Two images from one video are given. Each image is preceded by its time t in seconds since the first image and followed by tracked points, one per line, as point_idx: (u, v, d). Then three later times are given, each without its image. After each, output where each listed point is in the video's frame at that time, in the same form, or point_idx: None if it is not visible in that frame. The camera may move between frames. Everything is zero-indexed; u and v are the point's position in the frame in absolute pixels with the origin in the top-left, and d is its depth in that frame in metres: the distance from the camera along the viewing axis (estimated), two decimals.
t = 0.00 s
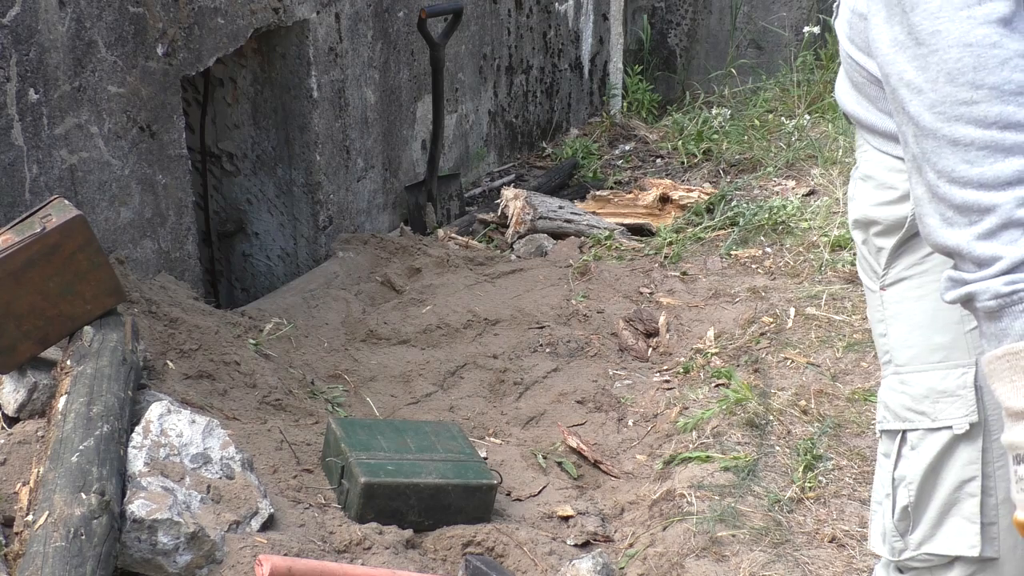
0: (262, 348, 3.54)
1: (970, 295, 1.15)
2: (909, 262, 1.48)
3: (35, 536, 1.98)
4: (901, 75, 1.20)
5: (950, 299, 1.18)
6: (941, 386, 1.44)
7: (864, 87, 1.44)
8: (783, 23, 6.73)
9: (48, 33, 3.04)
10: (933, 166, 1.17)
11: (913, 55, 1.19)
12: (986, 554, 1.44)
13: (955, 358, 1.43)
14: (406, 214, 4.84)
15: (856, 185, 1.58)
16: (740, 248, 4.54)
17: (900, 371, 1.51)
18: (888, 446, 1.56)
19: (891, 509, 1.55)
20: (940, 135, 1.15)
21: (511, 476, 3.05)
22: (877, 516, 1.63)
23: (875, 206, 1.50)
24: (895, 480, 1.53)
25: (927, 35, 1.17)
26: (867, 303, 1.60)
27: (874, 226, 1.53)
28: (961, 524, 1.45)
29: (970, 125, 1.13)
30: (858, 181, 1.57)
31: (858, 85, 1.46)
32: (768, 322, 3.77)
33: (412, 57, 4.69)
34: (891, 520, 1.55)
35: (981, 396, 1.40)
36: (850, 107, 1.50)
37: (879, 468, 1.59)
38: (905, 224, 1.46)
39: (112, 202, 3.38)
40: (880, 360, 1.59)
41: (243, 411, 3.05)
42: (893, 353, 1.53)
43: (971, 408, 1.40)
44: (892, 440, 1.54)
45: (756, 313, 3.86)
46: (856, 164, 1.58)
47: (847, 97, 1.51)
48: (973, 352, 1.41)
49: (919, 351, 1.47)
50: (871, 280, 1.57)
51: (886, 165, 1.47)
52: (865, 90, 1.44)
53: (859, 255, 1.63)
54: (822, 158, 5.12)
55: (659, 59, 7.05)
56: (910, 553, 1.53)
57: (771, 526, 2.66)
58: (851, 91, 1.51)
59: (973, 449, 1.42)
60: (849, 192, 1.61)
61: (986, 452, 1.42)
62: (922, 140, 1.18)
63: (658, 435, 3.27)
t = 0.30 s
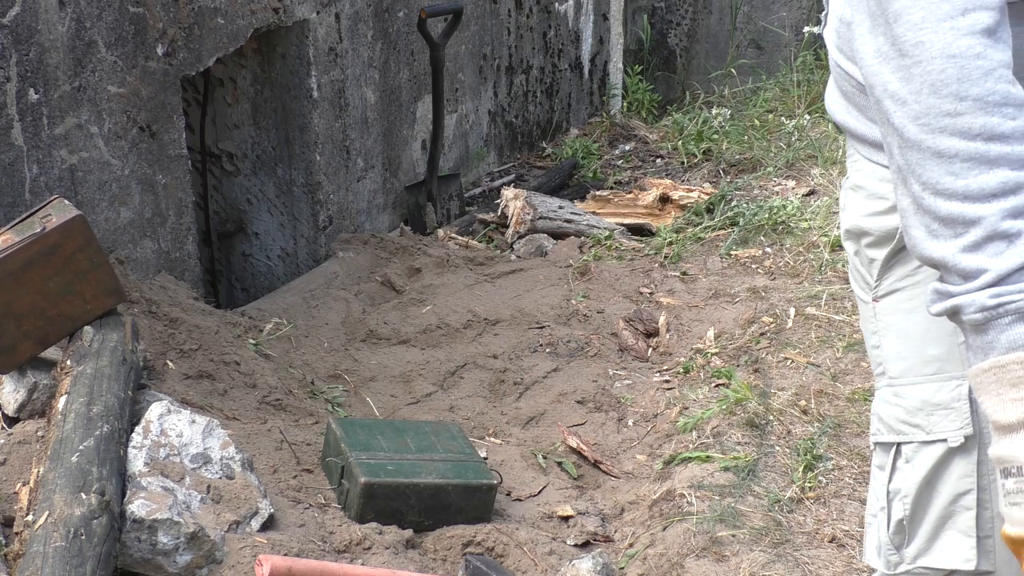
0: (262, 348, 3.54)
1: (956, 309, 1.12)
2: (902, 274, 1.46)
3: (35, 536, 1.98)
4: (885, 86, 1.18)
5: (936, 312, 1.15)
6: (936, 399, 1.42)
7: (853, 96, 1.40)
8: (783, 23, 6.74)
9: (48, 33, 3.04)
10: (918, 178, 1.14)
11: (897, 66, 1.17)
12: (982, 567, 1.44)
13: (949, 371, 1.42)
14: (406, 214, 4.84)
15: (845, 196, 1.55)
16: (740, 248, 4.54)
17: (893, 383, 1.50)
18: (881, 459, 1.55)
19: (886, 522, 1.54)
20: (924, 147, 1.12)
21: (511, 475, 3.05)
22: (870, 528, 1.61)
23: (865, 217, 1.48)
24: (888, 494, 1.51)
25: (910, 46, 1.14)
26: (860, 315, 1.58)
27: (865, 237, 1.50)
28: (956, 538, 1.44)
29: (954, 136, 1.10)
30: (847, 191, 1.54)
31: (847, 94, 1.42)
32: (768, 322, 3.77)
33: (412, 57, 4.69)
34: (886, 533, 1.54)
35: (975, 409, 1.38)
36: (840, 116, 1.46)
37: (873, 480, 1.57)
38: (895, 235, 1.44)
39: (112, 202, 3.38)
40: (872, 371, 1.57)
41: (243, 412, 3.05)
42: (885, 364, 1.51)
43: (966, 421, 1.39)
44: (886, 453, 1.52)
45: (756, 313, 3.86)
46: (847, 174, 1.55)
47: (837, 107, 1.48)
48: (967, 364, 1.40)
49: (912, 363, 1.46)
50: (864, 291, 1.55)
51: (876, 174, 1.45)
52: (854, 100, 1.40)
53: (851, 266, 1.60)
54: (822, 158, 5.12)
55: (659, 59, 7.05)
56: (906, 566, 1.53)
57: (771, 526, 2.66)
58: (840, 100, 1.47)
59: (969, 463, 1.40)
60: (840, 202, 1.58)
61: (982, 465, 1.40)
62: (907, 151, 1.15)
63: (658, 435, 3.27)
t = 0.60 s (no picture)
0: (262, 348, 3.54)
1: (928, 314, 1.20)
2: (860, 287, 1.46)
3: (35, 536, 1.98)
4: (851, 89, 1.22)
5: (909, 318, 1.22)
6: (897, 415, 1.44)
7: (810, 98, 1.42)
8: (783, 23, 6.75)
9: (48, 33, 3.04)
10: (886, 183, 1.19)
11: (860, 69, 1.21)
12: None
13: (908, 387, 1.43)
14: (406, 214, 4.84)
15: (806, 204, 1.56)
16: (740, 248, 4.54)
17: (856, 397, 1.51)
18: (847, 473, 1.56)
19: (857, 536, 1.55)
20: (893, 151, 1.17)
21: (511, 476, 3.05)
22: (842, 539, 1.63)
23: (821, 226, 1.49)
24: (859, 509, 1.53)
25: (876, 49, 1.18)
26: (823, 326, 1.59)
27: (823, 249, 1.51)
28: (925, 550, 1.46)
29: (922, 141, 1.15)
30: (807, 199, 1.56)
31: (804, 96, 1.43)
32: (768, 322, 3.77)
33: (412, 57, 4.69)
34: (858, 546, 1.56)
35: (935, 425, 1.41)
36: (795, 120, 1.48)
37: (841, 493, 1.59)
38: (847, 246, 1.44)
39: (112, 202, 3.38)
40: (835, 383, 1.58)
41: (243, 412, 3.05)
42: (848, 378, 1.52)
43: (926, 437, 1.41)
44: (852, 468, 1.54)
45: (756, 313, 3.86)
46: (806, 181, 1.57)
47: (794, 109, 1.49)
48: (926, 379, 1.42)
49: (873, 378, 1.47)
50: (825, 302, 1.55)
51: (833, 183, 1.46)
52: (811, 101, 1.42)
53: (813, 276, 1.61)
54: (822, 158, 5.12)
55: (659, 59, 7.04)
56: None
57: (771, 526, 2.66)
58: (797, 103, 1.49)
59: (932, 478, 1.43)
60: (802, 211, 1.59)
61: (946, 478, 1.42)
62: (874, 155, 1.20)
63: (658, 435, 3.28)
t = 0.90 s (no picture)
0: (262, 348, 3.54)
1: (893, 296, 1.09)
2: (816, 279, 1.37)
3: (35, 536, 1.98)
4: (815, 62, 1.13)
5: (873, 301, 1.12)
6: (854, 407, 1.35)
7: (767, 78, 1.38)
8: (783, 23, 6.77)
9: (49, 34, 3.04)
10: (852, 159, 1.10)
11: (826, 41, 1.12)
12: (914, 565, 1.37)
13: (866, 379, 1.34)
14: (406, 214, 4.83)
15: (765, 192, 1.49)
16: (739, 248, 4.54)
17: (814, 385, 1.41)
18: (804, 459, 1.45)
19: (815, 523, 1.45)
20: (859, 125, 1.08)
21: (511, 475, 3.05)
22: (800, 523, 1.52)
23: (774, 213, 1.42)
24: (818, 495, 1.43)
25: (841, 19, 1.09)
26: (781, 315, 1.49)
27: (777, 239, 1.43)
28: (885, 539, 1.38)
29: (890, 115, 1.07)
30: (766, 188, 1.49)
31: (763, 76, 1.39)
32: (768, 322, 3.78)
33: (412, 57, 4.69)
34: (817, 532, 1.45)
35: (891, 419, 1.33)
36: (755, 102, 1.43)
37: (797, 477, 1.49)
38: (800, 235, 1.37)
39: (112, 202, 3.38)
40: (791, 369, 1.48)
41: (243, 412, 3.05)
42: (805, 366, 1.42)
43: (882, 431, 1.33)
44: (810, 454, 1.43)
45: (756, 313, 3.87)
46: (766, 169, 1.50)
47: (753, 91, 1.45)
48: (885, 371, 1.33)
49: (829, 369, 1.38)
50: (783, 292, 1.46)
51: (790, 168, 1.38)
52: (770, 81, 1.38)
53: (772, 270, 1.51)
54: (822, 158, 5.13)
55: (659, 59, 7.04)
56: (839, 565, 1.44)
57: (771, 526, 2.66)
58: (757, 85, 1.45)
59: (888, 470, 1.34)
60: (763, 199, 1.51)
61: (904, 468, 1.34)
62: (840, 131, 1.11)
63: (658, 435, 3.28)
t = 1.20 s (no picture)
0: (262, 348, 3.54)
1: (868, 270, 1.12)
2: (808, 267, 1.43)
3: (36, 536, 1.98)
4: (803, 29, 1.15)
5: (848, 274, 1.15)
6: (834, 399, 1.41)
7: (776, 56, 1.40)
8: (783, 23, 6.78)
9: (49, 33, 3.05)
10: (834, 129, 1.13)
11: (813, 7, 1.14)
12: (878, 560, 1.44)
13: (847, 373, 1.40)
14: (406, 214, 4.83)
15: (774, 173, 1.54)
16: (739, 248, 4.54)
17: (799, 373, 1.47)
18: (785, 445, 1.52)
19: (789, 506, 1.51)
20: (841, 94, 1.11)
21: (511, 475, 3.05)
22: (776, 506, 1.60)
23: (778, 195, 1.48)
24: (794, 481, 1.49)
25: None
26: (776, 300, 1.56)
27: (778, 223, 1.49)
28: (853, 530, 1.44)
29: (871, 84, 1.09)
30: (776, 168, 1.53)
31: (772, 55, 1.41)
32: (768, 322, 3.78)
33: (412, 57, 4.69)
34: (789, 516, 1.52)
35: (868, 416, 1.39)
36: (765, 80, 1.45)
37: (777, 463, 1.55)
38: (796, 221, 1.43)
39: (112, 202, 3.38)
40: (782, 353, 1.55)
41: (243, 412, 3.05)
42: (792, 353, 1.48)
43: (857, 426, 1.39)
44: (790, 441, 1.49)
45: (756, 313, 3.87)
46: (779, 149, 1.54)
47: (767, 70, 1.47)
48: (867, 367, 1.39)
49: (813, 359, 1.44)
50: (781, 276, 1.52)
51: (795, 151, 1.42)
52: (778, 61, 1.39)
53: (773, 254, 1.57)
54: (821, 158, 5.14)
55: (659, 59, 7.06)
56: (808, 549, 1.51)
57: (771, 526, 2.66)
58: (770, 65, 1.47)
59: (861, 463, 1.40)
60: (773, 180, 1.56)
61: (878, 464, 1.40)
62: (824, 100, 1.14)
63: (658, 435, 3.28)
